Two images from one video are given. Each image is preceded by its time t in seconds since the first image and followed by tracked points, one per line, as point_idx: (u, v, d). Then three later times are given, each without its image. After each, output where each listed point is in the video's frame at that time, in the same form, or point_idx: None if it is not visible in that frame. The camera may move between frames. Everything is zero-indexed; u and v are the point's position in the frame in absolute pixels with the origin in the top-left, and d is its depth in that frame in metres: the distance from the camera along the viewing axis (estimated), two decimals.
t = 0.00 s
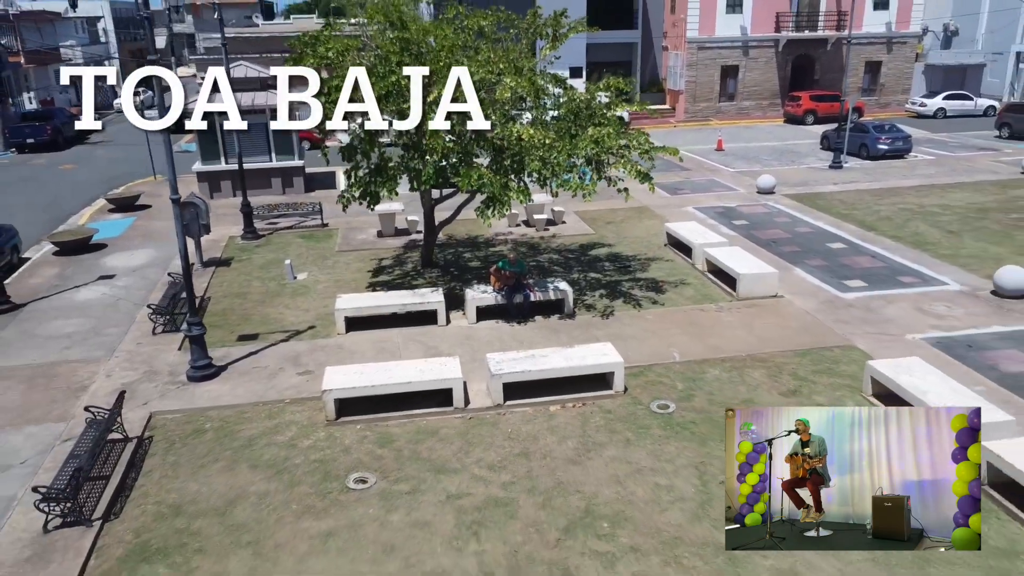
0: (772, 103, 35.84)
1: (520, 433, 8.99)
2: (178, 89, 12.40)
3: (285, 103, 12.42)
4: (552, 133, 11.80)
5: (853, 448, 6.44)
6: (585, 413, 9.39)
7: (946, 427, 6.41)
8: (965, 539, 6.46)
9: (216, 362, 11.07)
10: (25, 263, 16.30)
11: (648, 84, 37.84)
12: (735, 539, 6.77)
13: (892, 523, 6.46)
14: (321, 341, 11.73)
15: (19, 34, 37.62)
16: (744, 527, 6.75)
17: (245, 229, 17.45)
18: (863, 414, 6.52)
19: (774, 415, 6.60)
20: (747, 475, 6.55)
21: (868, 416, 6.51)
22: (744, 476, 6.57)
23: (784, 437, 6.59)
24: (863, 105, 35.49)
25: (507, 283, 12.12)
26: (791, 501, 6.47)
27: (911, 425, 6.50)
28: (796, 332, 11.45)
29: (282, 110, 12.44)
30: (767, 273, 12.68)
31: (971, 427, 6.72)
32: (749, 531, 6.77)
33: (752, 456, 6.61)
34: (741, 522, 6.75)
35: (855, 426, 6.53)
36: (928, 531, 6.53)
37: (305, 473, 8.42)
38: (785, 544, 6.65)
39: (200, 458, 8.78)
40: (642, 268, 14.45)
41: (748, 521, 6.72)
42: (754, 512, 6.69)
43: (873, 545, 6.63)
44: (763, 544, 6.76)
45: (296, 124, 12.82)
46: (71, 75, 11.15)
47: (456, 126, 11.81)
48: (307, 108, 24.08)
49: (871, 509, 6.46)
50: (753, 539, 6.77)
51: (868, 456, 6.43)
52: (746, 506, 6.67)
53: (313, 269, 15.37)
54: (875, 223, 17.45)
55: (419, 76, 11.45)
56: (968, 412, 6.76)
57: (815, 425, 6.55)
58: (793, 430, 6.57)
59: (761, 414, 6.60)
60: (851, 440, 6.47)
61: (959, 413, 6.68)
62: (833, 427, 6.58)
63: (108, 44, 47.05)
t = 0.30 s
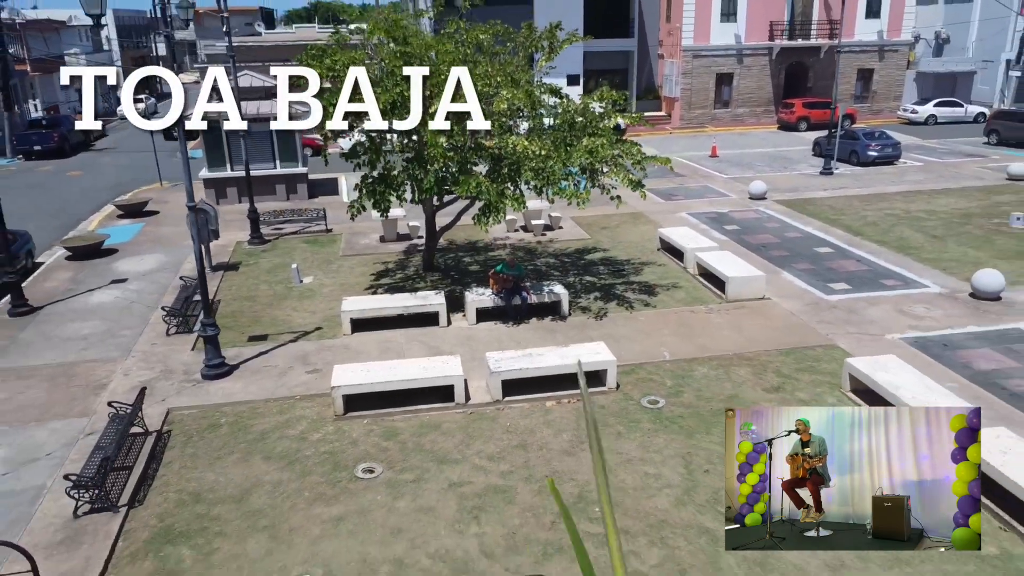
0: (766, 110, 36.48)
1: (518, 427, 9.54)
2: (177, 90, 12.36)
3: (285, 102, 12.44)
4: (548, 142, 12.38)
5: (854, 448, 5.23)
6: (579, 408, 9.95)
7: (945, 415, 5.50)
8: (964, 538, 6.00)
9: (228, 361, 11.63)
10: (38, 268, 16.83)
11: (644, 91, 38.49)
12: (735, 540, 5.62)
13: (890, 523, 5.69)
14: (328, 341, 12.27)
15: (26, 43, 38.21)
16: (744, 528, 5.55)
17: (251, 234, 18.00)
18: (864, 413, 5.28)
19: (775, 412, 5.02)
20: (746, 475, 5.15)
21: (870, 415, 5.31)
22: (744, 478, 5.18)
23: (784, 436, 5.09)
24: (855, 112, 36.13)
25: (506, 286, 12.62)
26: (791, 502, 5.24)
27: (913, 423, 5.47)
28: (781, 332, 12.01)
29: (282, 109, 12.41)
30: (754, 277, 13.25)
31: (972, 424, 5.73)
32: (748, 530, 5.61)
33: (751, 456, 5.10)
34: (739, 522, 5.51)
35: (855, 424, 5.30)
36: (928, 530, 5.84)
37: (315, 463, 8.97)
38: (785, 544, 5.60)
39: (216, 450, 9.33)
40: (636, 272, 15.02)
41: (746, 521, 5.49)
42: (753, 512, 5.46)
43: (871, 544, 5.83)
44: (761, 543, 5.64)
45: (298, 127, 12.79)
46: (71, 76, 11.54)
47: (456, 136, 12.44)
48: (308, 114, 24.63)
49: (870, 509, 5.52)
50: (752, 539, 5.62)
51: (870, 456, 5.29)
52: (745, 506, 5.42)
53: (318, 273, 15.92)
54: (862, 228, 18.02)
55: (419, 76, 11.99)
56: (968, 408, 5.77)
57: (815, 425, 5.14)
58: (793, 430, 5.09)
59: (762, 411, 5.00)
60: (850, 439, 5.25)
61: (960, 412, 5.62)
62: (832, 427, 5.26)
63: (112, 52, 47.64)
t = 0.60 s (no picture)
0: (762, 117, 37.13)
1: (518, 421, 10.12)
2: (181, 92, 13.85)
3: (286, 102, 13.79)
4: (544, 152, 12.99)
5: (854, 448, 4.76)
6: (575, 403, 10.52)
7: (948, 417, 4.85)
8: (964, 539, 5.50)
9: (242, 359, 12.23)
10: (54, 272, 17.42)
11: (642, 99, 39.19)
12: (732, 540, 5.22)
13: (889, 523, 5.21)
14: (337, 341, 12.86)
15: (34, 52, 38.80)
16: (744, 527, 5.17)
17: (260, 239, 18.60)
18: (864, 411, 4.77)
19: (774, 410, 4.67)
20: (746, 475, 4.84)
21: (871, 413, 4.80)
22: (744, 476, 4.86)
23: (784, 436, 4.75)
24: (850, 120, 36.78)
25: (505, 290, 13.16)
26: (790, 502, 4.90)
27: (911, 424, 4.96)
28: (768, 332, 12.60)
29: (281, 109, 13.77)
30: (744, 280, 13.83)
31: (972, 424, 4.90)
32: (747, 529, 5.20)
33: (751, 456, 4.77)
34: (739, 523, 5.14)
35: (856, 424, 4.80)
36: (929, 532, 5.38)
37: (327, 454, 9.54)
38: (785, 545, 5.19)
39: (234, 442, 9.91)
40: (631, 275, 15.60)
41: (746, 522, 5.12)
42: (753, 512, 5.08)
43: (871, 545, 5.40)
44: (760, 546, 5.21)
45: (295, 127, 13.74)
46: (72, 76, 12.18)
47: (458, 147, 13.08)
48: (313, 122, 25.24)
49: (870, 510, 5.06)
50: (752, 540, 5.19)
51: (868, 456, 4.82)
52: (745, 506, 5.05)
53: (326, 276, 16.50)
54: (851, 233, 18.61)
55: (419, 76, 12.76)
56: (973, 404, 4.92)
57: (815, 425, 4.73)
58: (793, 430, 4.72)
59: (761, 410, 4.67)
60: (850, 438, 4.78)
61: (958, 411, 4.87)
62: (833, 427, 4.82)
63: (117, 60, 48.25)
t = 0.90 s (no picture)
0: (758, 125, 37.78)
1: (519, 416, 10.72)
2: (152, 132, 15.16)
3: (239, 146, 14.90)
4: (544, 161, 13.63)
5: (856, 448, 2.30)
6: (572, 400, 11.13)
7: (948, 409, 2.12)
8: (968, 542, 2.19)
9: (258, 358, 12.84)
10: (71, 276, 18.03)
11: (642, 108, 39.91)
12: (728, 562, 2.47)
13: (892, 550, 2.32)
14: (345, 342, 13.46)
15: (43, 61, 39.41)
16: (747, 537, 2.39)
17: (269, 244, 19.24)
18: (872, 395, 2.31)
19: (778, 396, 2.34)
20: (744, 477, 2.37)
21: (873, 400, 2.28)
22: (738, 477, 2.37)
23: (785, 434, 2.37)
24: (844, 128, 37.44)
25: (506, 292, 13.80)
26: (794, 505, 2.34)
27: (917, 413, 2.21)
28: (758, 333, 13.21)
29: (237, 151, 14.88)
30: (735, 283, 14.47)
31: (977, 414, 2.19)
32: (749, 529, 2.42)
33: (751, 454, 2.40)
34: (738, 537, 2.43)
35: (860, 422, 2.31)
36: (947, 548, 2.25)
37: (338, 447, 10.12)
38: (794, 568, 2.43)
39: (250, 435, 10.52)
40: (628, 279, 16.22)
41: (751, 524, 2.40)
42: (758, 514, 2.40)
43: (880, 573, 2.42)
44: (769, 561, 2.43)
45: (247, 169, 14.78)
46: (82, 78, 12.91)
47: (461, 157, 13.68)
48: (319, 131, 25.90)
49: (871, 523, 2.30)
50: (751, 544, 2.41)
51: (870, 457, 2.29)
52: (746, 507, 2.38)
53: (333, 280, 17.12)
54: (841, 239, 19.22)
55: (419, 75, 13.55)
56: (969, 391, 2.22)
57: (818, 421, 2.34)
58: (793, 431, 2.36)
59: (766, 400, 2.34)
60: (852, 435, 2.31)
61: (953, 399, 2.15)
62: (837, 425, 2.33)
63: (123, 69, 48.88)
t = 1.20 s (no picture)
0: (754, 133, 38.39)
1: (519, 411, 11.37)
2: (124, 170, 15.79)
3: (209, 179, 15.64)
4: (542, 172, 14.31)
5: (853, 447, 3.66)
6: (569, 397, 11.78)
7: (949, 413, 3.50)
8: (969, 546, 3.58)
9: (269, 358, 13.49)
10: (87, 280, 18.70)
11: (639, 116, 40.49)
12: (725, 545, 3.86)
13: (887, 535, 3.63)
14: (353, 343, 14.11)
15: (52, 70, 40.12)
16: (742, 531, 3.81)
17: (277, 250, 19.91)
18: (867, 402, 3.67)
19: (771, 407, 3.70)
20: (744, 476, 3.75)
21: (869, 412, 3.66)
22: (742, 478, 3.76)
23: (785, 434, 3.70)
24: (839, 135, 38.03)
25: (507, 295, 14.48)
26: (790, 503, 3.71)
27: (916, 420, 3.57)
28: (746, 334, 13.86)
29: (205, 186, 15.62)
30: (725, 287, 15.12)
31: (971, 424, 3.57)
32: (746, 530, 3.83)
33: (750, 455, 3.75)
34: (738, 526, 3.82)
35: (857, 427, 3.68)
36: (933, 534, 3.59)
37: (349, 441, 10.77)
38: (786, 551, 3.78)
39: (266, 430, 11.17)
40: (623, 284, 16.87)
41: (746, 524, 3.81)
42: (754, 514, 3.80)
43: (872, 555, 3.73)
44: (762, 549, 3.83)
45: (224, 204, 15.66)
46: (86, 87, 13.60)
47: (464, 167, 14.33)
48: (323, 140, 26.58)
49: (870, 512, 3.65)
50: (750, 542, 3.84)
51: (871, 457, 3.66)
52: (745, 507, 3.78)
53: (340, 285, 17.79)
54: (830, 245, 19.87)
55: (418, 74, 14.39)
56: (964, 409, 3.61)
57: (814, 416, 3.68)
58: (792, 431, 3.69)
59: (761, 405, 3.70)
60: (852, 437, 3.67)
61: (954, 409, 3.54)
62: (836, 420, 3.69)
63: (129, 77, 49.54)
